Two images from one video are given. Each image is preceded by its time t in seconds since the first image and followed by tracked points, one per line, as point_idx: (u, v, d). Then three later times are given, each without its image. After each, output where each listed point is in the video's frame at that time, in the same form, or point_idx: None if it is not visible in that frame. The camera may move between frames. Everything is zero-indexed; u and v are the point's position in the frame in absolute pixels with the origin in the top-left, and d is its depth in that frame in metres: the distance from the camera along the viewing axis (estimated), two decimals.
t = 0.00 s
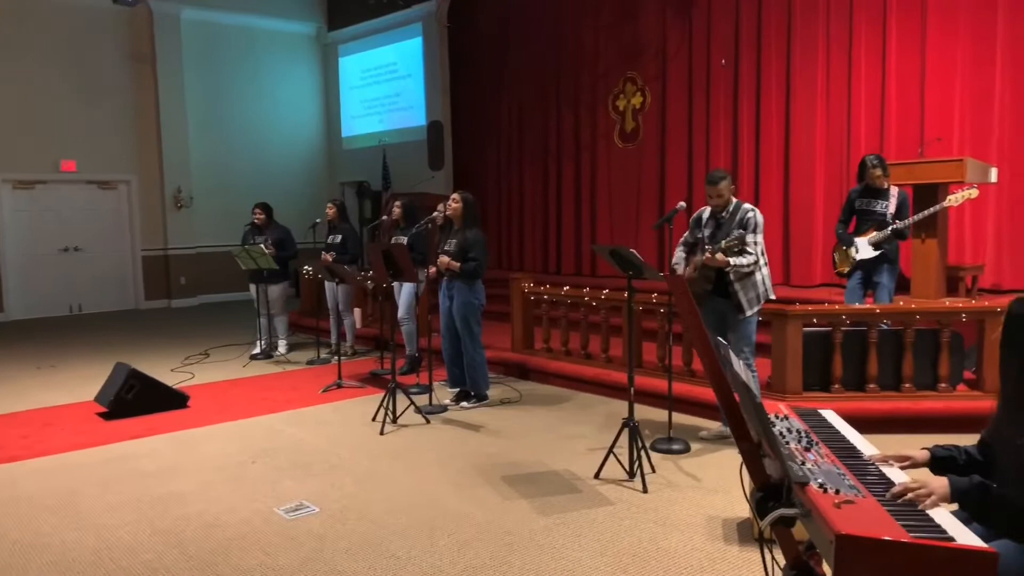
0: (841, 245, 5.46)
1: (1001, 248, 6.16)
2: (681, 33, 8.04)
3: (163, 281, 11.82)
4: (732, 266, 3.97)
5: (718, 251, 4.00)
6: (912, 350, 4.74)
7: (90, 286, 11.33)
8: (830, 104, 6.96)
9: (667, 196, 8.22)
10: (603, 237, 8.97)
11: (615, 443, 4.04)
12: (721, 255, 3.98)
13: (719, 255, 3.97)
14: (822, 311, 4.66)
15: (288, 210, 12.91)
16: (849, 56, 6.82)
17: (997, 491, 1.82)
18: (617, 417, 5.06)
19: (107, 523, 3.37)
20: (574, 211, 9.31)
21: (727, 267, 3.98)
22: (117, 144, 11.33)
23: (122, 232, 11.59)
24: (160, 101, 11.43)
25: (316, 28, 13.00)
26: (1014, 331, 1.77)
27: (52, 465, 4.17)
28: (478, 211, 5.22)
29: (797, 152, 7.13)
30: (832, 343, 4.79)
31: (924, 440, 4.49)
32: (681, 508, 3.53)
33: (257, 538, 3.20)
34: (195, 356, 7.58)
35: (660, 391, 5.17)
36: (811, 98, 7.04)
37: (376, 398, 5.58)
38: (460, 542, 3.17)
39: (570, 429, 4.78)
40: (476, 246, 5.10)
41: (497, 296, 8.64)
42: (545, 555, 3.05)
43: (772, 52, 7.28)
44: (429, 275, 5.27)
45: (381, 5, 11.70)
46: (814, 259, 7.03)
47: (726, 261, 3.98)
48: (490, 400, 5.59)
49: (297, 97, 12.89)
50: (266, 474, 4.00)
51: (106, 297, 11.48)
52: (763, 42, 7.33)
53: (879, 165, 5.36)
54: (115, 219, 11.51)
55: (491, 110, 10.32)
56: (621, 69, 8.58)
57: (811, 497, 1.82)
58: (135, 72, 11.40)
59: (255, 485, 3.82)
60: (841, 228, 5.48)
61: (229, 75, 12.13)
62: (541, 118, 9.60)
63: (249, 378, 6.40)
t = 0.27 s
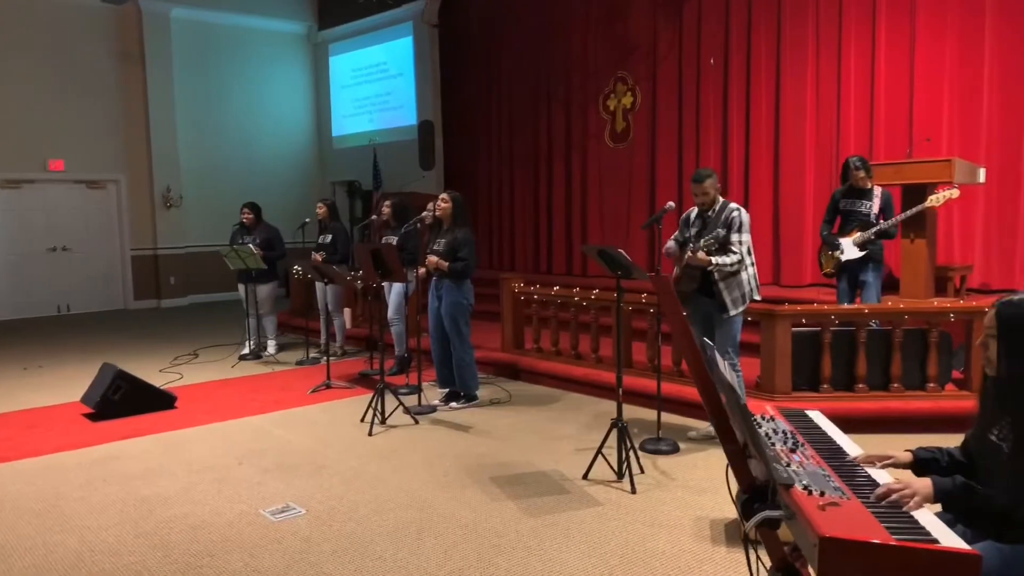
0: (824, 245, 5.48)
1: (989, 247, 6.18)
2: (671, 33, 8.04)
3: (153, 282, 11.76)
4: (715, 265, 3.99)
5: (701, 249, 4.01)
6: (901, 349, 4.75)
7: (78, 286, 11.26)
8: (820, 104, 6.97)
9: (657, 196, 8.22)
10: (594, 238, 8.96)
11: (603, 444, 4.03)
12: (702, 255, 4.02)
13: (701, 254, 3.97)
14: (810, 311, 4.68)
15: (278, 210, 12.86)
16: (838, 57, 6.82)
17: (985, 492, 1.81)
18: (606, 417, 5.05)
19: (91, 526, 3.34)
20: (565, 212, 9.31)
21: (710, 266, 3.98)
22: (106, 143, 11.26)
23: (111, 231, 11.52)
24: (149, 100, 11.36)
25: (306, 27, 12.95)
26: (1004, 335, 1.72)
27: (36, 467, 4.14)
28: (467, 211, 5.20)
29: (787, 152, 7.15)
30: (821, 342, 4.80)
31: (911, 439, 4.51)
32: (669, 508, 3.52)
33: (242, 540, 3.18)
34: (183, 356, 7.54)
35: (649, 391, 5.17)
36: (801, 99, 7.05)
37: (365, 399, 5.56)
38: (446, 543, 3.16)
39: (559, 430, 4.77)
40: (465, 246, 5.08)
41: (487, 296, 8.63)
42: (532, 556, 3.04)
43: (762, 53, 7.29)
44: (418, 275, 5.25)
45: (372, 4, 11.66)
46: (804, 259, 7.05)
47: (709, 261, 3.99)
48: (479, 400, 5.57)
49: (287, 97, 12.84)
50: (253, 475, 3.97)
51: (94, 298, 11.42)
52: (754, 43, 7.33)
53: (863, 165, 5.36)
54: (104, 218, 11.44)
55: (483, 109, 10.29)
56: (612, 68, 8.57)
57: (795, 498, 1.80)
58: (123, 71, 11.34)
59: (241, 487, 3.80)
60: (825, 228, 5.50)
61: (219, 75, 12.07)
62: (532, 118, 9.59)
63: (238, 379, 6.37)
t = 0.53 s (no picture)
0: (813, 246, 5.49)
1: (981, 246, 6.19)
2: (665, 33, 8.03)
3: (145, 281, 11.71)
4: (705, 264, 3.96)
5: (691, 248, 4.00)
6: (892, 349, 4.75)
7: (70, 285, 11.21)
8: (812, 104, 6.98)
9: (650, 196, 8.23)
10: (587, 237, 8.96)
11: (595, 444, 4.02)
12: (691, 254, 3.98)
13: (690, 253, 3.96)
14: (802, 310, 4.68)
15: (270, 209, 12.82)
16: (831, 57, 6.83)
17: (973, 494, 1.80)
18: (598, 417, 5.04)
19: (78, 527, 3.31)
20: (558, 211, 9.30)
21: (701, 266, 3.97)
22: (98, 143, 11.20)
23: (103, 231, 11.47)
24: (142, 99, 11.30)
25: (299, 26, 12.90)
26: (993, 336, 1.71)
27: (23, 467, 4.11)
28: (458, 210, 5.18)
29: (779, 152, 7.15)
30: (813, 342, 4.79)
31: (902, 438, 4.52)
32: (660, 508, 3.51)
33: (231, 541, 3.16)
34: (175, 356, 7.51)
35: (641, 391, 5.16)
36: (794, 99, 7.05)
37: (357, 399, 5.54)
38: (436, 544, 3.14)
39: (551, 430, 4.76)
40: (457, 246, 5.06)
41: (480, 295, 8.62)
42: (522, 557, 3.03)
43: (755, 53, 7.29)
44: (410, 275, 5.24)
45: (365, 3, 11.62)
46: (797, 260, 7.07)
47: (699, 259, 3.97)
48: (471, 400, 5.56)
49: (280, 96, 12.79)
50: (243, 475, 3.95)
51: (86, 297, 11.37)
52: (747, 43, 7.33)
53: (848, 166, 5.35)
54: (96, 217, 11.38)
55: (476, 107, 10.28)
56: (605, 68, 8.56)
57: (783, 499, 1.79)
58: (115, 70, 11.28)
59: (230, 487, 3.78)
60: (814, 229, 5.51)
61: (212, 74, 12.02)
62: (525, 117, 9.57)
63: (229, 379, 6.34)
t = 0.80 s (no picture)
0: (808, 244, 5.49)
1: (975, 245, 6.20)
2: (659, 33, 8.02)
3: (139, 281, 11.68)
4: (699, 266, 3.97)
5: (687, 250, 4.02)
6: (885, 349, 4.75)
7: (64, 285, 11.18)
8: (807, 104, 6.98)
9: (645, 196, 8.23)
10: (582, 237, 8.96)
11: (587, 444, 4.02)
12: (687, 255, 3.99)
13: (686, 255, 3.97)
14: (795, 310, 4.67)
15: (265, 209, 12.79)
16: (825, 57, 6.83)
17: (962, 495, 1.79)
18: (592, 417, 5.04)
19: (69, 528, 3.30)
20: (553, 211, 9.30)
21: (696, 267, 3.99)
22: (92, 142, 11.17)
23: (98, 231, 11.44)
24: (137, 99, 11.28)
25: (295, 26, 12.88)
26: (978, 338, 1.72)
27: (14, 468, 4.09)
28: (452, 210, 5.17)
29: (774, 152, 7.15)
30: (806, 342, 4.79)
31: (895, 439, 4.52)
32: (652, 509, 3.51)
33: (221, 542, 3.15)
34: (169, 356, 7.50)
35: (635, 391, 5.16)
36: (788, 99, 7.06)
37: (350, 399, 5.53)
38: (428, 545, 3.14)
39: (544, 430, 4.76)
40: (451, 246, 5.05)
41: (474, 295, 8.62)
42: (513, 558, 3.02)
43: (750, 53, 7.29)
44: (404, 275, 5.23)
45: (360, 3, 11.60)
46: (791, 260, 7.07)
47: (694, 261, 3.98)
48: (465, 400, 5.55)
49: (275, 95, 12.77)
50: (235, 476, 3.95)
51: (80, 297, 11.35)
52: (742, 43, 7.34)
53: (841, 166, 5.40)
54: (90, 217, 11.36)
55: (472, 107, 10.27)
56: (600, 68, 8.56)
57: (771, 500, 1.79)
58: (110, 69, 11.25)
59: (222, 488, 3.77)
60: (809, 228, 5.55)
61: (207, 73, 11.99)
62: (520, 117, 9.57)
63: (223, 379, 6.33)
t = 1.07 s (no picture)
0: (806, 243, 5.48)
1: (971, 244, 6.21)
2: (657, 32, 8.02)
3: (136, 281, 11.67)
4: (697, 265, 3.96)
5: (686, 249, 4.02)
6: (881, 348, 4.75)
7: (61, 284, 11.17)
8: (803, 103, 6.98)
9: (642, 195, 8.23)
10: (579, 236, 8.96)
11: (582, 444, 4.01)
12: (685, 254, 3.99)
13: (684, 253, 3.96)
14: (791, 310, 4.67)
15: (262, 209, 12.78)
16: (822, 57, 6.83)
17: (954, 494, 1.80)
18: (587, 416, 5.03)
19: (62, 528, 3.30)
20: (551, 211, 9.30)
21: (693, 265, 3.98)
22: (89, 141, 11.15)
23: (95, 230, 11.42)
24: (134, 98, 11.27)
25: (292, 25, 12.87)
26: (969, 336, 1.70)
27: (8, 468, 4.08)
28: (447, 208, 5.16)
29: (770, 152, 7.15)
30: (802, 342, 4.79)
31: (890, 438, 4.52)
32: (647, 509, 3.51)
33: (214, 542, 3.14)
34: (165, 356, 7.49)
35: (630, 390, 5.16)
36: (784, 99, 7.06)
37: (346, 399, 5.52)
38: (421, 545, 3.13)
39: (540, 430, 4.75)
40: (447, 244, 5.04)
41: (471, 294, 8.61)
42: (507, 558, 3.02)
43: (746, 52, 7.29)
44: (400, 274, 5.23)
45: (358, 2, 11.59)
46: (788, 260, 7.07)
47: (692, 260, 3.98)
48: (461, 400, 5.55)
49: (273, 95, 12.76)
50: (229, 476, 3.94)
51: (77, 297, 11.33)
52: (738, 42, 7.33)
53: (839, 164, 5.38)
54: (86, 216, 11.35)
55: (469, 106, 10.26)
56: (597, 67, 8.55)
57: (762, 500, 1.78)
58: (106, 68, 11.23)
59: (216, 488, 3.76)
60: (806, 227, 5.54)
61: (204, 73, 11.98)
62: (517, 116, 9.56)
63: (218, 379, 6.32)
